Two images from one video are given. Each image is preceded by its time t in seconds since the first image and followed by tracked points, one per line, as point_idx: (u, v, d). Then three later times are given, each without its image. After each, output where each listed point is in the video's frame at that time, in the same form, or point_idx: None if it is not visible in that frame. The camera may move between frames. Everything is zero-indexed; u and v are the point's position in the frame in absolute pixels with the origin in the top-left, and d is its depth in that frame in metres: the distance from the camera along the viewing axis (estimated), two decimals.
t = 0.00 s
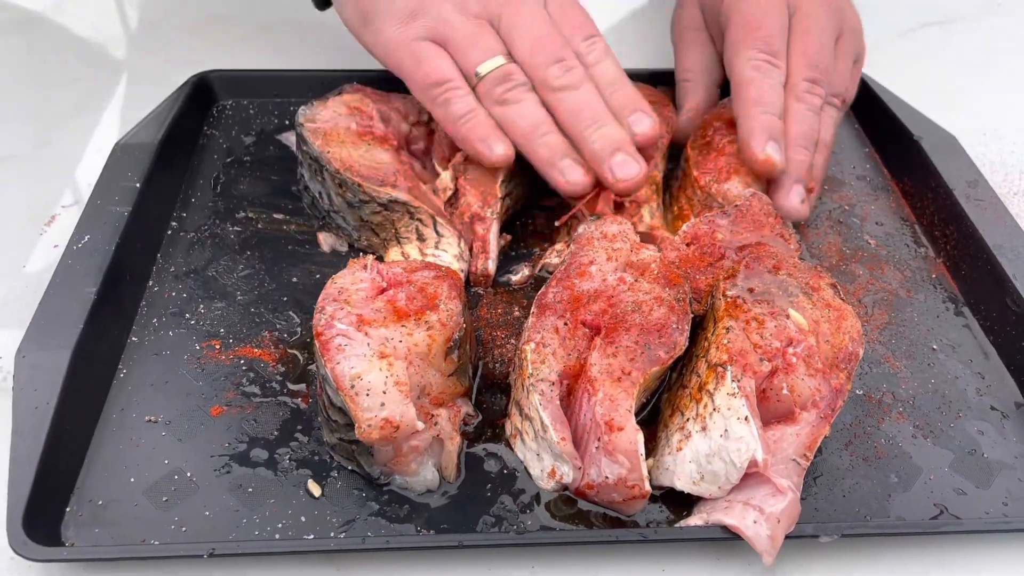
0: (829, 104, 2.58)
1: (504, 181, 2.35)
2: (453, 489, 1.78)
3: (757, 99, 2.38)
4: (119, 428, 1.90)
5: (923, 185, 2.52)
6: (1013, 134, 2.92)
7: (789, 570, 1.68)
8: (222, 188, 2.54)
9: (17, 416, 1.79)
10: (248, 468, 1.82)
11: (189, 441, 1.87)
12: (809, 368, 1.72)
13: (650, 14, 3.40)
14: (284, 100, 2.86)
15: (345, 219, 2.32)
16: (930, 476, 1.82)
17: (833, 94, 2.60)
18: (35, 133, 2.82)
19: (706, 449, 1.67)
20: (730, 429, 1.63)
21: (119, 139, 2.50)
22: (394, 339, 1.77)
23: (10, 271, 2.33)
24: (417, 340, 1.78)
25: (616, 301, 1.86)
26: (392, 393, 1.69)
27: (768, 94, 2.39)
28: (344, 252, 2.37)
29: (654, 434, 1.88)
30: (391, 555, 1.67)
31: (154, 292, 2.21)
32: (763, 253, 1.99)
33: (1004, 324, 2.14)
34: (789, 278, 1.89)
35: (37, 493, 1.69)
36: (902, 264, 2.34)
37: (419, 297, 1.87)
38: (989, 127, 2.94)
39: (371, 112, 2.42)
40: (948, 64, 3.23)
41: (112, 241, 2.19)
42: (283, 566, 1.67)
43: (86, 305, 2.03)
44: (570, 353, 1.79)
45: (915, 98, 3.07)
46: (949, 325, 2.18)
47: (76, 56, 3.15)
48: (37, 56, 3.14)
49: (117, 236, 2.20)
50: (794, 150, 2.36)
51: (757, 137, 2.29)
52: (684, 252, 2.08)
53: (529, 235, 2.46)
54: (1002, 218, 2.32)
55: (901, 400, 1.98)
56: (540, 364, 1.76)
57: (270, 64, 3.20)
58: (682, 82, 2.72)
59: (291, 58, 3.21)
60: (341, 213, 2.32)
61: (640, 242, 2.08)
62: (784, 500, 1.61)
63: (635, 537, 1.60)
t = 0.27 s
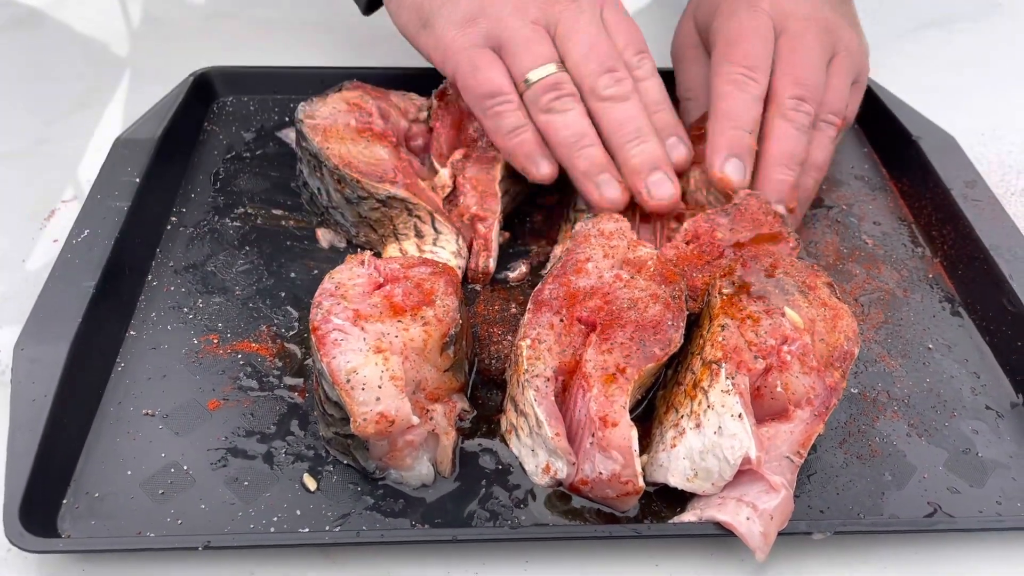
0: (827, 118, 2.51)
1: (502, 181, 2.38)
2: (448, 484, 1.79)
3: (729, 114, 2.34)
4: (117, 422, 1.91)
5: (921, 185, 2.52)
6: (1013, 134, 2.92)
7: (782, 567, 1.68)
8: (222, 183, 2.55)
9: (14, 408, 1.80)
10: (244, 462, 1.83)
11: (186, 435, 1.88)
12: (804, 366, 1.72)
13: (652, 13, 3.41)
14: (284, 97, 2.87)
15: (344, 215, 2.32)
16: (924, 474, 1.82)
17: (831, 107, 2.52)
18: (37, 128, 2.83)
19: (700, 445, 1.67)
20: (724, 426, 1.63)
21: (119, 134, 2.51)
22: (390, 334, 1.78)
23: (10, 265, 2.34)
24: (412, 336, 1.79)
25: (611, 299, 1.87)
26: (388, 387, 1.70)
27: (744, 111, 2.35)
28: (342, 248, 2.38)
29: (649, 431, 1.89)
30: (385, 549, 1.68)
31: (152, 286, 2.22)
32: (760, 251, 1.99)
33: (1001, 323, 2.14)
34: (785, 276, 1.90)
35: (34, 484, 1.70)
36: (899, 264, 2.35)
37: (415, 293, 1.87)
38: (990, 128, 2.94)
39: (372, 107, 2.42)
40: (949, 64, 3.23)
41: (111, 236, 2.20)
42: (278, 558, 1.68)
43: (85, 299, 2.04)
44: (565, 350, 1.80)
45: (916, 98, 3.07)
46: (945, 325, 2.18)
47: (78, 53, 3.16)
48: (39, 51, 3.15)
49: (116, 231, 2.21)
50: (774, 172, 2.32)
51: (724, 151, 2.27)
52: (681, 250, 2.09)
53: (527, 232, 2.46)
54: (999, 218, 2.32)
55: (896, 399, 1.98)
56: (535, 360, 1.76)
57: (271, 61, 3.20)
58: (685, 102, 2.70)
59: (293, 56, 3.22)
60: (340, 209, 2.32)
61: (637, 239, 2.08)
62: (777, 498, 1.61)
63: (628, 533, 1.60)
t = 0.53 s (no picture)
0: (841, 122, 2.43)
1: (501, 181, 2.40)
2: (445, 483, 1.80)
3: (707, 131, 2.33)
4: (114, 421, 1.91)
5: (914, 183, 2.53)
6: (1006, 135, 2.94)
7: (778, 564, 1.69)
8: (218, 183, 2.55)
9: (11, 409, 1.80)
10: (242, 461, 1.83)
11: (183, 434, 1.88)
12: (799, 364, 1.73)
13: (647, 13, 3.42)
14: (280, 97, 2.87)
15: (340, 215, 2.32)
16: (919, 471, 1.83)
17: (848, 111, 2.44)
18: (31, 126, 2.82)
19: (696, 443, 1.68)
20: (720, 424, 1.65)
21: (115, 134, 2.51)
22: (387, 333, 1.79)
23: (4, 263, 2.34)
24: (409, 335, 1.79)
25: (607, 297, 1.88)
26: (385, 386, 1.71)
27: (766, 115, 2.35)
28: (338, 248, 2.37)
29: (645, 429, 1.90)
30: (384, 548, 1.68)
31: (149, 286, 2.22)
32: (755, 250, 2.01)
33: (994, 321, 2.16)
34: (780, 275, 1.91)
35: (31, 484, 1.70)
36: (893, 262, 2.36)
37: (412, 293, 1.88)
38: (982, 128, 2.96)
39: (367, 108, 2.43)
40: (943, 65, 3.24)
41: (107, 236, 2.20)
42: (276, 557, 1.68)
43: (82, 299, 2.04)
44: (561, 348, 1.80)
45: (909, 98, 3.09)
46: (939, 322, 2.20)
47: (72, 51, 3.15)
48: (33, 50, 3.13)
49: (112, 231, 2.21)
50: (756, 186, 2.32)
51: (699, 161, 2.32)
52: (676, 249, 2.10)
53: (523, 231, 2.46)
54: (992, 216, 2.34)
55: (891, 396, 2.00)
56: (532, 359, 1.77)
57: (267, 61, 3.20)
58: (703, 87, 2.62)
59: (288, 55, 3.22)
60: (337, 208, 2.32)
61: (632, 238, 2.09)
62: (773, 495, 1.62)
63: (626, 530, 1.61)
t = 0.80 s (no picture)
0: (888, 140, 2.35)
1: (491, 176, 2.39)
2: (438, 484, 1.79)
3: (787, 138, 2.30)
4: (106, 423, 1.90)
5: (909, 183, 2.53)
6: (1002, 134, 2.94)
7: (771, 565, 1.69)
8: (211, 184, 2.54)
9: (2, 410, 1.79)
10: (234, 463, 1.82)
11: (176, 436, 1.88)
12: (793, 364, 1.73)
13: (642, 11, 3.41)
14: (274, 97, 2.86)
15: (330, 218, 2.31)
16: (912, 472, 1.83)
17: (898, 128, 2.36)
18: (24, 123, 2.80)
19: (689, 444, 1.68)
20: (713, 425, 1.64)
21: (108, 134, 2.50)
22: (379, 334, 1.78)
23: None
24: (402, 335, 1.79)
25: (601, 298, 1.87)
26: (377, 388, 1.70)
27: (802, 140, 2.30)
28: (328, 251, 2.36)
29: (639, 430, 1.89)
30: (376, 550, 1.68)
31: (141, 287, 2.21)
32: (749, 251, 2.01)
33: (987, 321, 2.16)
34: (774, 276, 1.91)
35: (22, 486, 1.69)
36: (887, 262, 2.36)
37: (405, 293, 1.87)
38: (978, 128, 2.96)
39: (354, 108, 2.41)
40: (940, 64, 3.24)
41: (99, 237, 2.19)
42: (267, 559, 1.68)
43: (74, 301, 2.03)
44: (554, 349, 1.80)
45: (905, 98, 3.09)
46: (933, 323, 2.20)
47: (65, 49, 3.14)
48: (26, 47, 3.12)
49: (104, 232, 2.20)
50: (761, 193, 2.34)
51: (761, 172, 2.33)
52: (670, 249, 2.10)
53: (517, 232, 2.45)
54: (986, 216, 2.34)
55: (885, 397, 2.00)
56: (525, 360, 1.76)
57: (261, 59, 3.19)
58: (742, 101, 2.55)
59: (283, 54, 3.21)
60: (327, 212, 2.31)
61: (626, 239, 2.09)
62: (765, 496, 1.62)
63: (618, 532, 1.60)
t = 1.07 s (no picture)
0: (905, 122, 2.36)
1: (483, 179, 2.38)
2: (437, 489, 1.78)
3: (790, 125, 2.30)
4: (101, 431, 1.89)
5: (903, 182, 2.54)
6: (995, 131, 2.94)
7: (770, 566, 1.69)
8: (203, 188, 2.52)
9: None
10: (231, 471, 1.81)
11: (171, 444, 1.86)
12: (791, 366, 1.73)
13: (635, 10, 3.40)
14: (266, 100, 2.84)
15: (321, 225, 2.29)
16: (910, 471, 1.84)
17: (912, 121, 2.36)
18: (10, 125, 2.76)
19: (688, 447, 1.68)
20: (713, 427, 1.64)
21: (99, 138, 2.48)
22: (376, 339, 1.77)
23: None
24: (400, 340, 1.78)
25: (598, 300, 1.87)
26: (375, 394, 1.69)
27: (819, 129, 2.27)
28: (319, 257, 2.33)
29: (637, 433, 1.89)
30: (375, 557, 1.67)
31: (135, 294, 2.19)
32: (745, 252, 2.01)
33: (982, 319, 2.17)
34: (771, 277, 1.91)
35: (17, 497, 1.67)
36: (882, 262, 2.37)
37: (402, 298, 1.86)
38: (972, 125, 2.96)
39: (343, 113, 2.40)
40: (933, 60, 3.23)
41: (92, 243, 2.17)
42: (265, 567, 1.66)
43: (67, 308, 2.01)
44: (553, 353, 1.79)
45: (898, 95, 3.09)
46: (928, 322, 2.20)
47: (53, 49, 3.10)
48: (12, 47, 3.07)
49: (97, 238, 2.18)
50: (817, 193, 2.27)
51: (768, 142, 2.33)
52: (667, 250, 2.09)
53: (513, 237, 2.43)
54: (980, 215, 2.35)
55: (882, 397, 2.00)
56: (523, 364, 1.76)
57: (252, 60, 3.16)
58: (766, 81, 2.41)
59: (275, 55, 3.18)
60: (317, 217, 2.28)
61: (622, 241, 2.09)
62: (766, 498, 1.62)
63: (619, 535, 1.60)
